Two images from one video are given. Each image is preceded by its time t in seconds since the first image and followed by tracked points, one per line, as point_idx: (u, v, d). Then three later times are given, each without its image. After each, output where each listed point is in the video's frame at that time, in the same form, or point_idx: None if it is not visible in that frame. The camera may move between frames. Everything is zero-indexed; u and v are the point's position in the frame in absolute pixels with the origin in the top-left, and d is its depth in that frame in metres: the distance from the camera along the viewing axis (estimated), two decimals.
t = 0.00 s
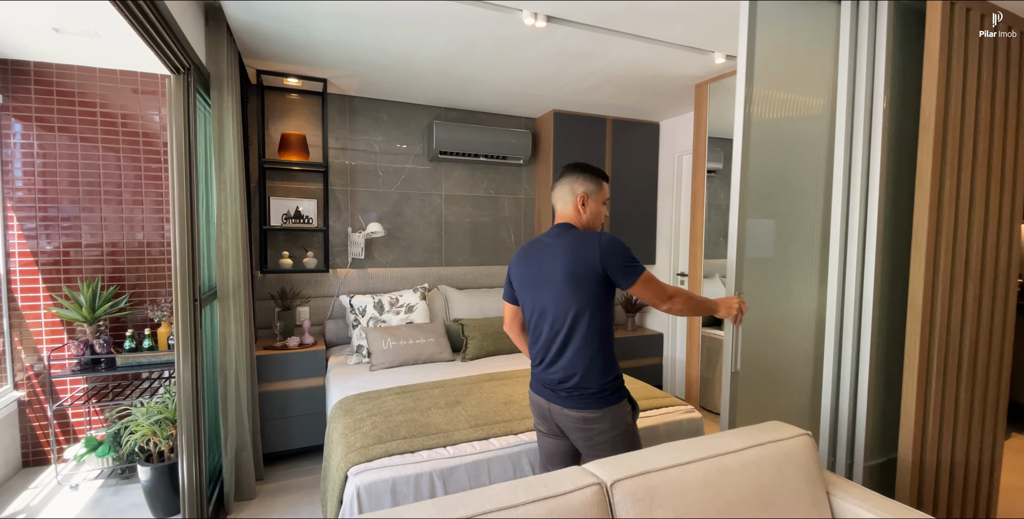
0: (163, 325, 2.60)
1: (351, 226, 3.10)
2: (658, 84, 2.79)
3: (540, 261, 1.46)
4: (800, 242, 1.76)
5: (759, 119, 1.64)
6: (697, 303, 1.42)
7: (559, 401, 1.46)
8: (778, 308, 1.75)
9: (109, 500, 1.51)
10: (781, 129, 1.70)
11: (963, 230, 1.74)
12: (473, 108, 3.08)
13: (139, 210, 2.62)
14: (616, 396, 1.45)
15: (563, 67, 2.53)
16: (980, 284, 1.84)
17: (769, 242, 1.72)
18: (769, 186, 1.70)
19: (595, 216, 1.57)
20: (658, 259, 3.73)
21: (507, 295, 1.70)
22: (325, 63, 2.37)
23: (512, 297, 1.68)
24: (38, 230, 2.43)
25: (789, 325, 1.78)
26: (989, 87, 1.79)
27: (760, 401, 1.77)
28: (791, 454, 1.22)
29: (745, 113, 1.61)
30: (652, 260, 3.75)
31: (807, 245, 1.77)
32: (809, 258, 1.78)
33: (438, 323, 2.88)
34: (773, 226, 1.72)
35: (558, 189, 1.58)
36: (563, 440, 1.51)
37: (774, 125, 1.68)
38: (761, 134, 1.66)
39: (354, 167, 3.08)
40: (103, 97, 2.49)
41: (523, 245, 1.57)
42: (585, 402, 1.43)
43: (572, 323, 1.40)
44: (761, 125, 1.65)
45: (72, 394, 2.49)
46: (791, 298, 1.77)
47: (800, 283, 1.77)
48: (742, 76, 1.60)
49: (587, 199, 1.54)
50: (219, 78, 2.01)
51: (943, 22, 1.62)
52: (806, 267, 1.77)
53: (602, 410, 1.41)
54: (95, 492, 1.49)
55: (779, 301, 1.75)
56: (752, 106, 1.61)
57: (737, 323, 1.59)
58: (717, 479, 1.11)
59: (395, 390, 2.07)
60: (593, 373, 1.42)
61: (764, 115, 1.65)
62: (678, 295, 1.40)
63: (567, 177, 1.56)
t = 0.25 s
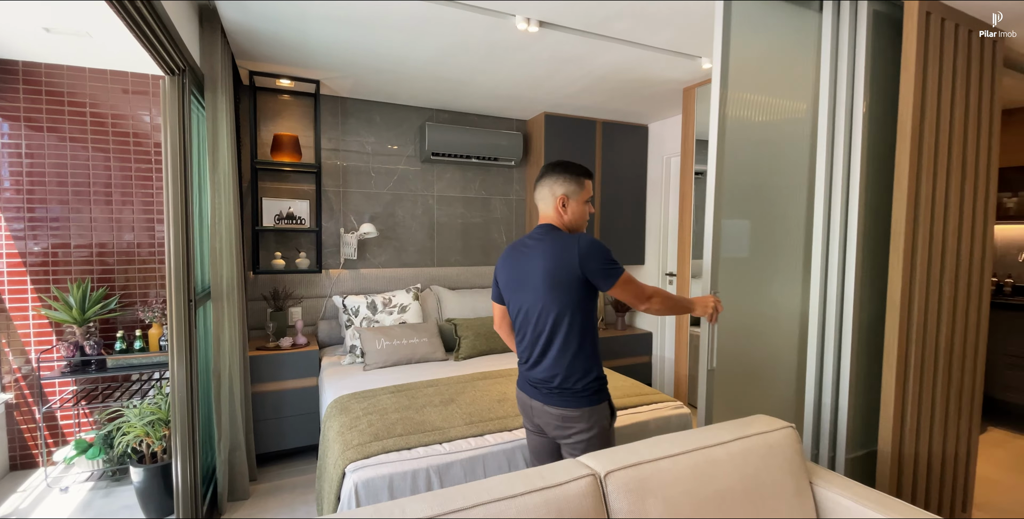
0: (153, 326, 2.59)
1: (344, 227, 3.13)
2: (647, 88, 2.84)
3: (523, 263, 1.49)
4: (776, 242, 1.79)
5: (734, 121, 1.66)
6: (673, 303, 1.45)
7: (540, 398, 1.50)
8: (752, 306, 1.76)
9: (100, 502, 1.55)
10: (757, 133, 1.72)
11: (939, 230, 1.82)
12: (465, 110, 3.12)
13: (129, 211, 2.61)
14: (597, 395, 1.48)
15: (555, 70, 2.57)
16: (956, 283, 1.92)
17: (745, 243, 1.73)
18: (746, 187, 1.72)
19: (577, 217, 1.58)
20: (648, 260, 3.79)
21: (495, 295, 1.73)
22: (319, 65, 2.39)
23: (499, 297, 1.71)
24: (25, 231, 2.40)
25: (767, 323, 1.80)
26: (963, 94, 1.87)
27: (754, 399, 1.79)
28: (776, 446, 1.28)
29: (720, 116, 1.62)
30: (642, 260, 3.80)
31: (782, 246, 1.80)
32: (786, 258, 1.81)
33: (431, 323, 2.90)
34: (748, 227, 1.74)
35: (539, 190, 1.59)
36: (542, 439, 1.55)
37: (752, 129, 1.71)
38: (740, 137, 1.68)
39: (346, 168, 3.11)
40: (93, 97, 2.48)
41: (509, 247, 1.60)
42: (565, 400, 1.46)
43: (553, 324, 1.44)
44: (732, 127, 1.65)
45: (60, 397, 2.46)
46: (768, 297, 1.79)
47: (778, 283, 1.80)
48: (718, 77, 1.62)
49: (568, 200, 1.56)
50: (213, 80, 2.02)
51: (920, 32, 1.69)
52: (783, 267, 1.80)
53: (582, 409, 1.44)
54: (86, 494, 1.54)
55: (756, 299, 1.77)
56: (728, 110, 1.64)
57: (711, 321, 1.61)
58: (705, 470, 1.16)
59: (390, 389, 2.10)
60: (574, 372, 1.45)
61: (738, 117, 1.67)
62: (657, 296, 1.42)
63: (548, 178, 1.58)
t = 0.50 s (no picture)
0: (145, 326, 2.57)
1: (336, 227, 3.14)
2: (636, 91, 2.90)
3: (506, 262, 1.49)
4: (753, 243, 1.83)
5: (710, 124, 1.69)
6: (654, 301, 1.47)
7: (508, 394, 1.52)
8: (728, 306, 1.79)
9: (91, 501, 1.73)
10: (736, 136, 1.76)
11: (915, 231, 1.89)
12: (457, 112, 3.15)
13: (120, 212, 2.61)
14: (568, 397, 1.49)
15: (546, 74, 2.61)
16: (931, 281, 1.99)
17: (721, 244, 1.76)
18: (723, 189, 1.76)
19: (561, 217, 1.55)
20: (636, 260, 3.85)
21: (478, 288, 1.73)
22: (312, 66, 2.40)
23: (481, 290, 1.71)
24: (14, 232, 2.39)
25: (744, 322, 1.83)
26: (937, 100, 1.94)
27: (740, 394, 1.85)
28: (759, 437, 1.33)
29: (696, 119, 1.66)
30: (631, 260, 3.86)
31: (759, 246, 1.84)
32: (764, 256, 1.86)
33: (424, 322, 2.93)
34: (725, 228, 1.77)
35: (523, 190, 1.56)
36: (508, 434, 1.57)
37: (732, 131, 1.75)
38: (720, 139, 1.73)
39: (338, 169, 3.11)
40: (84, 98, 2.46)
41: (494, 241, 1.58)
42: (533, 398, 1.47)
43: (529, 325, 1.44)
44: (710, 129, 1.69)
45: (51, 398, 2.47)
46: (746, 297, 1.83)
47: (755, 283, 1.84)
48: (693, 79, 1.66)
49: (550, 201, 1.52)
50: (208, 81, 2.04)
51: (895, 40, 1.76)
52: (760, 267, 1.85)
53: (548, 408, 1.45)
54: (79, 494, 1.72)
55: (732, 299, 1.80)
56: (705, 110, 1.67)
57: (689, 320, 1.65)
58: (691, 460, 1.20)
59: (384, 387, 2.14)
60: (547, 373, 1.46)
61: (714, 119, 1.70)
62: (639, 298, 1.45)
63: (531, 178, 1.54)
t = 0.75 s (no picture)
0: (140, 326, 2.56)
1: (330, 227, 3.18)
2: (627, 94, 2.95)
3: (490, 260, 1.48)
4: (734, 243, 1.87)
5: (691, 127, 1.73)
6: (634, 302, 1.53)
7: (474, 392, 1.51)
8: (707, 304, 1.83)
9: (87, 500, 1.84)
10: (716, 138, 1.80)
11: (893, 231, 1.96)
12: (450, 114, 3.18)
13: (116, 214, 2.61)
14: (533, 399, 1.50)
15: (538, 76, 2.65)
16: (910, 280, 2.06)
17: (701, 244, 1.80)
18: (703, 189, 1.79)
19: (552, 222, 1.59)
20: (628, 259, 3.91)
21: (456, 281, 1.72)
22: (307, 68, 2.42)
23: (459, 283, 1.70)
24: (8, 234, 2.41)
25: (725, 319, 1.87)
26: (916, 104, 2.01)
27: (728, 390, 1.89)
28: (743, 429, 1.38)
29: (678, 121, 1.70)
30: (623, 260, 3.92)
31: (738, 246, 1.88)
32: (744, 256, 1.89)
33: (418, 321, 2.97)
34: (705, 228, 1.81)
35: (514, 194, 1.59)
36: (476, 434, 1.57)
37: (715, 133, 1.80)
38: (703, 141, 1.77)
39: (332, 169, 3.16)
40: (77, 98, 2.45)
41: (479, 236, 1.57)
42: (499, 397, 1.48)
43: (506, 326, 1.43)
44: (692, 131, 1.74)
45: (45, 398, 2.47)
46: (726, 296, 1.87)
47: (736, 281, 1.88)
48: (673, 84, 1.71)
49: (541, 206, 1.56)
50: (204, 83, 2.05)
51: (873, 48, 1.83)
52: (739, 267, 1.89)
53: (513, 407, 1.46)
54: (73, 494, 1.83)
55: (710, 298, 1.84)
56: (687, 113, 1.72)
57: (670, 319, 1.70)
58: (677, 451, 1.25)
59: (379, 385, 2.18)
60: (516, 374, 1.46)
61: (693, 122, 1.74)
62: (622, 302, 1.50)
63: (522, 182, 1.57)
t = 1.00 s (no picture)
0: (136, 325, 2.56)
1: (326, 227, 3.19)
2: (620, 96, 3.00)
3: (480, 258, 1.47)
4: (718, 242, 1.91)
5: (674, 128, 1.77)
6: (621, 303, 1.56)
7: (459, 388, 1.50)
8: (690, 302, 1.86)
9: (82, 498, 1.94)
10: (701, 139, 1.84)
11: (877, 230, 2.02)
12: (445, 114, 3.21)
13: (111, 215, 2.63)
14: (517, 395, 1.51)
15: (533, 78, 2.69)
16: (893, 277, 2.12)
17: (686, 243, 1.84)
18: (688, 189, 1.83)
19: (541, 223, 1.61)
20: (620, 258, 3.96)
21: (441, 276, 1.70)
22: (303, 69, 2.45)
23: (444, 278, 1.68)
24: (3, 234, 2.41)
25: (709, 316, 1.91)
26: (899, 107, 2.07)
27: (717, 385, 1.94)
28: (731, 421, 1.43)
29: (664, 122, 1.74)
30: (615, 259, 3.97)
31: (718, 244, 1.91)
32: (728, 253, 1.93)
33: (414, 320, 3.00)
34: (689, 228, 1.85)
35: (506, 193, 1.60)
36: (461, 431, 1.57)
37: (702, 133, 1.84)
38: (690, 143, 1.82)
39: (327, 168, 3.15)
40: (72, 99, 2.40)
41: (468, 232, 1.56)
42: (485, 393, 1.47)
43: (494, 324, 1.43)
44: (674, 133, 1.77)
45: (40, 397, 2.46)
46: (709, 294, 1.90)
47: (721, 278, 1.93)
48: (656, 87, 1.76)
49: (532, 207, 1.57)
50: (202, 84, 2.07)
51: (857, 52, 1.88)
52: (724, 267, 1.93)
53: (499, 404, 1.46)
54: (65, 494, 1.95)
55: (692, 296, 1.87)
56: (675, 114, 1.77)
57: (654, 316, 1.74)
58: (667, 443, 1.30)
59: (376, 382, 2.21)
60: (502, 371, 1.46)
61: (676, 124, 1.78)
62: (607, 302, 1.53)
63: (515, 182, 1.58)
